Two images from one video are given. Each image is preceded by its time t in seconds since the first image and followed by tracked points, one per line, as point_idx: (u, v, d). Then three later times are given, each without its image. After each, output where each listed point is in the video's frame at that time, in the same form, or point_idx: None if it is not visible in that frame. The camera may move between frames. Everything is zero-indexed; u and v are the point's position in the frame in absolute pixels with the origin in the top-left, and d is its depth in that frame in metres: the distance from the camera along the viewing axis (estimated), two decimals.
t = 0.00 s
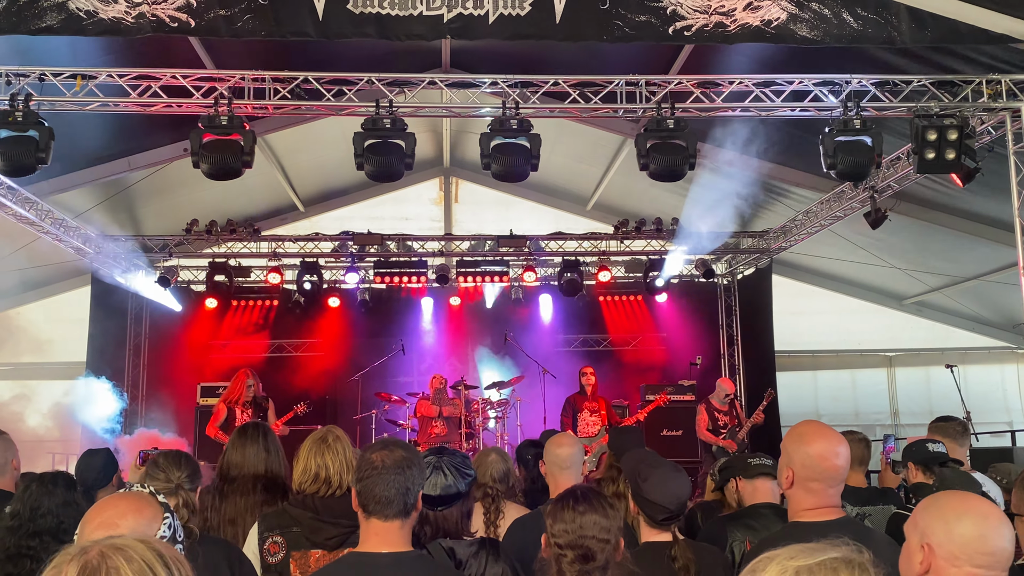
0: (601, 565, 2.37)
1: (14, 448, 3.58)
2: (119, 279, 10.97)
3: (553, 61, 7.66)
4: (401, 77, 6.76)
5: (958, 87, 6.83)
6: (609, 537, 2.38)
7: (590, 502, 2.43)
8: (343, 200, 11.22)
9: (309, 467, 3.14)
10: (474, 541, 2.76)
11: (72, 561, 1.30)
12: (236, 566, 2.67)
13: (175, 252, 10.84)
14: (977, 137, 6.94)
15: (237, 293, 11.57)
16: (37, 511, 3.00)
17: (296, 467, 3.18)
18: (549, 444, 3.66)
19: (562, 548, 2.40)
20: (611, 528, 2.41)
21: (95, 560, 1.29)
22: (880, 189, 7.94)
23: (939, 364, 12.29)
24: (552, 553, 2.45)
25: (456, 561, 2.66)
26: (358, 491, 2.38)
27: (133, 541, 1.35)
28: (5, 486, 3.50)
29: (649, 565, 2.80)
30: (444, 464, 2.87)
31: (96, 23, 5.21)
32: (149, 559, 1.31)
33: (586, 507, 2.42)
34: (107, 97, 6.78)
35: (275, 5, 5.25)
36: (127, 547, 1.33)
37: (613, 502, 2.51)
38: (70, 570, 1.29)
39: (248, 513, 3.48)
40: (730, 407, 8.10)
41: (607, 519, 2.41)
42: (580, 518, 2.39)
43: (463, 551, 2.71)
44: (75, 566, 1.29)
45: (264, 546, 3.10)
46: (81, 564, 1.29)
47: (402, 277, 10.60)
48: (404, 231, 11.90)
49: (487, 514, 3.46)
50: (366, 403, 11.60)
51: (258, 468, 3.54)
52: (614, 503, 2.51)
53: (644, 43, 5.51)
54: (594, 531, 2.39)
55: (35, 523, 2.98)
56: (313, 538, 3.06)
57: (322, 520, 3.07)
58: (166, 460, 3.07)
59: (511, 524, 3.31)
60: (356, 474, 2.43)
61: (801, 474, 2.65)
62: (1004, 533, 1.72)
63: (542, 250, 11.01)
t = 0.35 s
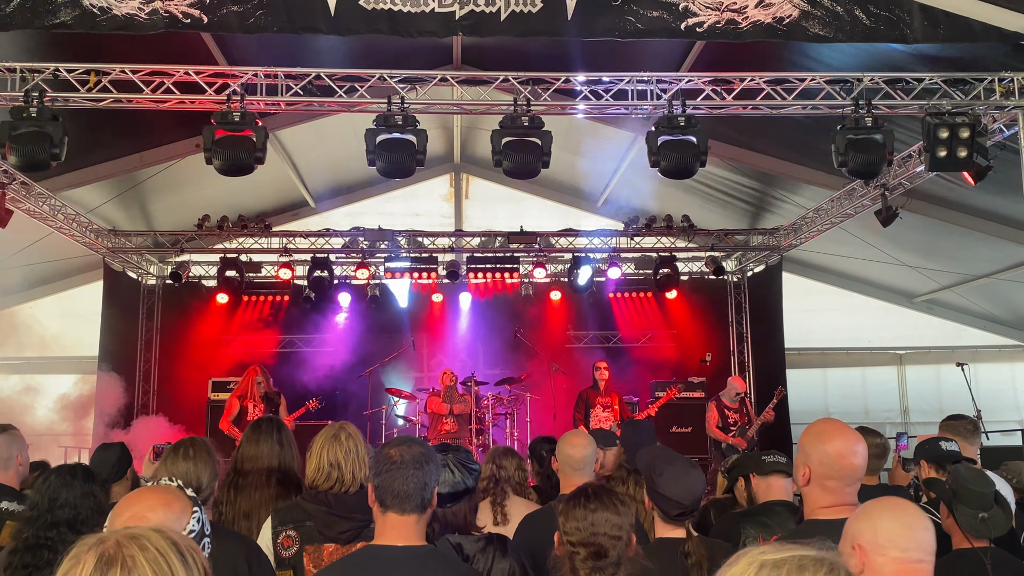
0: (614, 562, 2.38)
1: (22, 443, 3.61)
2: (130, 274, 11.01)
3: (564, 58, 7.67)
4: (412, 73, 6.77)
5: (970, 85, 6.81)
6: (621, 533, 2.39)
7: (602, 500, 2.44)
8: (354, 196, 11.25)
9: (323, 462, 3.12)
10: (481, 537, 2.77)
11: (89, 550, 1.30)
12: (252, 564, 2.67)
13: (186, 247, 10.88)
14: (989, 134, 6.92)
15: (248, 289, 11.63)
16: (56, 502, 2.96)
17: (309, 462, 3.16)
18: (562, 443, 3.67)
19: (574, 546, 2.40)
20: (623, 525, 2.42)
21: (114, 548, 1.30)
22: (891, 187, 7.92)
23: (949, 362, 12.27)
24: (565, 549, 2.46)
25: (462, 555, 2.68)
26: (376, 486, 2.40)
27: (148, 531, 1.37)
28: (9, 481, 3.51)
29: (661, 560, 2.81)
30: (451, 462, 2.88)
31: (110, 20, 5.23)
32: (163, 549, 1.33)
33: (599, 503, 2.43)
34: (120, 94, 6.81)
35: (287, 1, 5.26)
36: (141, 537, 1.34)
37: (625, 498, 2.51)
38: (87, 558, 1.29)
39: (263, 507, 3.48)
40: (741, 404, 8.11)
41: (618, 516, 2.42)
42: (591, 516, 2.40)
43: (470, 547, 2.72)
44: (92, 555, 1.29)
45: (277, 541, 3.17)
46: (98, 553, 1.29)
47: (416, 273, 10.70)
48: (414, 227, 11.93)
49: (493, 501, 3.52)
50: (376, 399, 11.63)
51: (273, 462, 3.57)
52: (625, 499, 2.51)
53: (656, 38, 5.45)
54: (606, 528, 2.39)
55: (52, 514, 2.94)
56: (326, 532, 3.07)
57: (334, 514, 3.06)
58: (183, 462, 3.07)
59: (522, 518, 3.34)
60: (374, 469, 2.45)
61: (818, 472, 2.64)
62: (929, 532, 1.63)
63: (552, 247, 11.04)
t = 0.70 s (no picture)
0: (623, 558, 2.39)
1: (28, 433, 3.62)
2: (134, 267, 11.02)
3: (569, 53, 7.66)
4: (418, 68, 6.76)
5: (975, 82, 6.79)
6: (630, 531, 2.40)
7: (612, 495, 2.45)
8: (357, 190, 11.26)
9: (325, 454, 3.16)
10: (497, 531, 2.77)
11: (121, 538, 1.35)
12: (251, 556, 2.70)
13: (190, 240, 10.89)
14: (994, 132, 6.90)
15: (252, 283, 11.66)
16: (89, 490, 2.99)
17: (314, 455, 3.19)
18: (565, 434, 3.70)
19: (583, 542, 2.41)
20: (632, 522, 2.42)
21: (145, 537, 1.35)
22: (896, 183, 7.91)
23: (952, 359, 12.26)
24: (573, 545, 2.47)
25: (478, 549, 2.68)
26: (383, 479, 2.41)
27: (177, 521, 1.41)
28: (12, 470, 3.52)
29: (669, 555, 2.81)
30: (471, 454, 2.89)
31: (115, 13, 5.22)
32: (193, 537, 1.37)
33: (608, 500, 2.43)
34: (125, 87, 6.81)
35: None
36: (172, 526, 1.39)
37: (635, 495, 2.51)
38: (119, 545, 1.34)
39: (268, 498, 3.49)
40: (743, 401, 8.12)
41: (628, 512, 2.43)
42: (601, 511, 2.41)
43: (487, 541, 2.72)
44: (124, 543, 1.34)
45: (281, 534, 3.16)
46: (130, 541, 1.34)
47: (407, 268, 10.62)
48: (418, 222, 11.93)
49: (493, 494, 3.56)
50: (379, 393, 11.69)
51: (279, 454, 3.57)
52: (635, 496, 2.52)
53: (661, 34, 5.44)
54: (614, 525, 2.40)
55: (86, 502, 2.96)
56: (330, 525, 3.08)
57: (339, 508, 3.08)
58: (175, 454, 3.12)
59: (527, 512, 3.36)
60: (380, 461, 2.46)
61: (830, 471, 2.64)
62: None
63: (556, 242, 11.05)
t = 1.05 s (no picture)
0: (623, 549, 2.36)
1: (35, 422, 3.61)
2: (132, 259, 10.99)
3: (568, 45, 7.65)
4: (415, 59, 6.73)
5: (974, 76, 6.77)
6: (630, 523, 2.37)
7: (614, 488, 2.45)
8: (355, 182, 11.26)
9: (321, 444, 3.11)
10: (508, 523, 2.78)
11: (105, 524, 1.41)
12: (246, 545, 2.69)
13: (188, 232, 10.87)
14: (992, 126, 6.89)
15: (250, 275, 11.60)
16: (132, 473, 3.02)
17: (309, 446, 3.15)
18: (562, 430, 3.66)
19: (584, 531, 2.40)
20: (633, 514, 2.40)
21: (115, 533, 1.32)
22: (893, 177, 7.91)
23: (950, 354, 12.27)
24: (575, 534, 2.45)
25: (490, 541, 2.69)
26: (378, 467, 2.40)
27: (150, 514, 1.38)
28: (24, 460, 3.52)
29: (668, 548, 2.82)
30: (481, 446, 2.85)
31: (112, 3, 5.20)
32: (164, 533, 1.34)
33: (610, 490, 2.44)
34: (123, 78, 6.78)
35: None
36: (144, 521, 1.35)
37: (637, 487, 2.51)
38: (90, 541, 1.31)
39: (264, 490, 3.47)
40: (740, 394, 8.15)
41: (629, 505, 2.41)
42: (603, 503, 2.40)
43: (498, 531, 2.72)
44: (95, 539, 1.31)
45: (278, 524, 3.18)
46: (114, 526, 1.40)
47: (415, 261, 10.61)
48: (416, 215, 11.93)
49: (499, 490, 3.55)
50: (376, 386, 11.66)
51: (273, 445, 3.55)
52: (639, 490, 2.51)
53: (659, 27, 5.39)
54: (615, 516, 2.38)
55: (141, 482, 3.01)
56: (327, 515, 3.06)
57: (335, 498, 3.05)
58: (160, 447, 3.03)
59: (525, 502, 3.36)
60: (375, 451, 2.45)
61: (825, 461, 2.63)
62: None
63: (554, 235, 11.05)
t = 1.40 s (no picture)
0: (618, 543, 2.34)
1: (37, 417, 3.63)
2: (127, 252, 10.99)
3: (563, 38, 7.64)
4: (410, 52, 6.71)
5: (969, 69, 6.76)
6: (624, 515, 2.37)
7: (607, 481, 2.45)
8: (350, 174, 11.25)
9: (317, 437, 3.12)
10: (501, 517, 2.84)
11: (100, 517, 1.45)
12: (238, 540, 2.70)
13: (183, 225, 10.86)
14: (987, 118, 6.90)
15: (246, 269, 11.65)
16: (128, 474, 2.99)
17: (304, 438, 3.15)
18: (556, 419, 3.68)
19: (578, 526, 2.38)
20: (627, 507, 2.41)
21: (123, 517, 1.45)
22: (888, 169, 7.94)
23: (944, 346, 12.31)
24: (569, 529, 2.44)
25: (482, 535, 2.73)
26: (373, 460, 2.39)
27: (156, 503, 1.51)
28: (28, 453, 3.56)
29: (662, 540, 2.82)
30: (477, 439, 2.86)
31: None
32: (171, 520, 1.47)
33: (604, 486, 2.44)
34: (117, 70, 6.76)
35: None
36: (150, 507, 1.49)
37: (631, 482, 2.51)
38: (100, 524, 1.44)
39: (258, 483, 3.47)
40: (735, 386, 8.19)
41: (623, 498, 2.42)
42: (596, 496, 2.41)
43: (491, 526, 2.77)
44: (104, 522, 1.44)
45: (273, 517, 3.16)
46: (109, 521, 1.44)
47: (403, 255, 10.71)
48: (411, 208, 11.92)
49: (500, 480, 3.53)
50: (372, 379, 11.68)
51: (267, 438, 3.55)
52: (633, 483, 2.52)
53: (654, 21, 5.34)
54: (609, 510, 2.38)
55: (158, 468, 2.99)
56: (323, 508, 3.04)
57: (331, 491, 3.04)
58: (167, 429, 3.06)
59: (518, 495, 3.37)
60: (370, 442, 2.44)
61: (811, 450, 2.64)
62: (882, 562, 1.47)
63: (549, 228, 11.07)
